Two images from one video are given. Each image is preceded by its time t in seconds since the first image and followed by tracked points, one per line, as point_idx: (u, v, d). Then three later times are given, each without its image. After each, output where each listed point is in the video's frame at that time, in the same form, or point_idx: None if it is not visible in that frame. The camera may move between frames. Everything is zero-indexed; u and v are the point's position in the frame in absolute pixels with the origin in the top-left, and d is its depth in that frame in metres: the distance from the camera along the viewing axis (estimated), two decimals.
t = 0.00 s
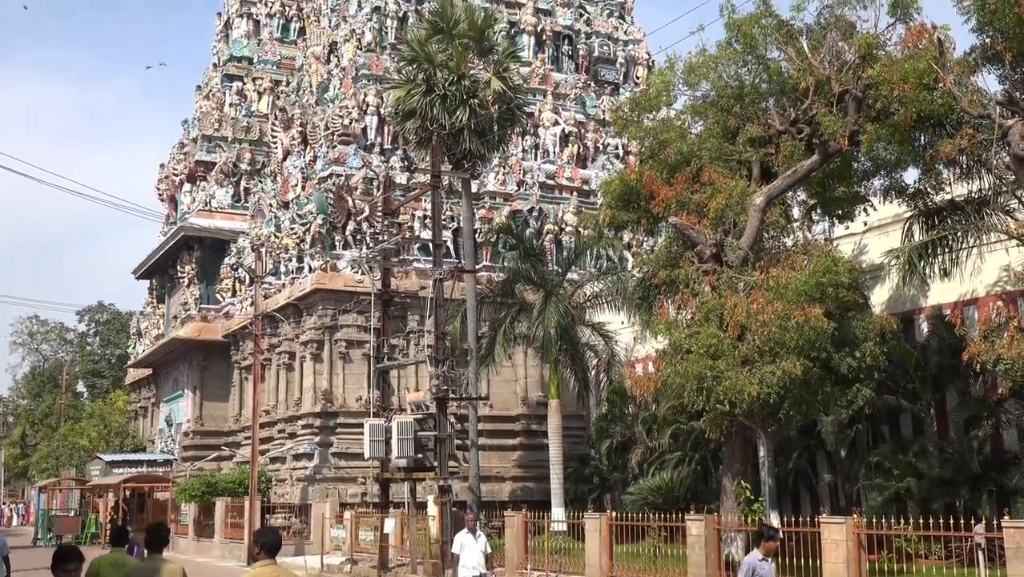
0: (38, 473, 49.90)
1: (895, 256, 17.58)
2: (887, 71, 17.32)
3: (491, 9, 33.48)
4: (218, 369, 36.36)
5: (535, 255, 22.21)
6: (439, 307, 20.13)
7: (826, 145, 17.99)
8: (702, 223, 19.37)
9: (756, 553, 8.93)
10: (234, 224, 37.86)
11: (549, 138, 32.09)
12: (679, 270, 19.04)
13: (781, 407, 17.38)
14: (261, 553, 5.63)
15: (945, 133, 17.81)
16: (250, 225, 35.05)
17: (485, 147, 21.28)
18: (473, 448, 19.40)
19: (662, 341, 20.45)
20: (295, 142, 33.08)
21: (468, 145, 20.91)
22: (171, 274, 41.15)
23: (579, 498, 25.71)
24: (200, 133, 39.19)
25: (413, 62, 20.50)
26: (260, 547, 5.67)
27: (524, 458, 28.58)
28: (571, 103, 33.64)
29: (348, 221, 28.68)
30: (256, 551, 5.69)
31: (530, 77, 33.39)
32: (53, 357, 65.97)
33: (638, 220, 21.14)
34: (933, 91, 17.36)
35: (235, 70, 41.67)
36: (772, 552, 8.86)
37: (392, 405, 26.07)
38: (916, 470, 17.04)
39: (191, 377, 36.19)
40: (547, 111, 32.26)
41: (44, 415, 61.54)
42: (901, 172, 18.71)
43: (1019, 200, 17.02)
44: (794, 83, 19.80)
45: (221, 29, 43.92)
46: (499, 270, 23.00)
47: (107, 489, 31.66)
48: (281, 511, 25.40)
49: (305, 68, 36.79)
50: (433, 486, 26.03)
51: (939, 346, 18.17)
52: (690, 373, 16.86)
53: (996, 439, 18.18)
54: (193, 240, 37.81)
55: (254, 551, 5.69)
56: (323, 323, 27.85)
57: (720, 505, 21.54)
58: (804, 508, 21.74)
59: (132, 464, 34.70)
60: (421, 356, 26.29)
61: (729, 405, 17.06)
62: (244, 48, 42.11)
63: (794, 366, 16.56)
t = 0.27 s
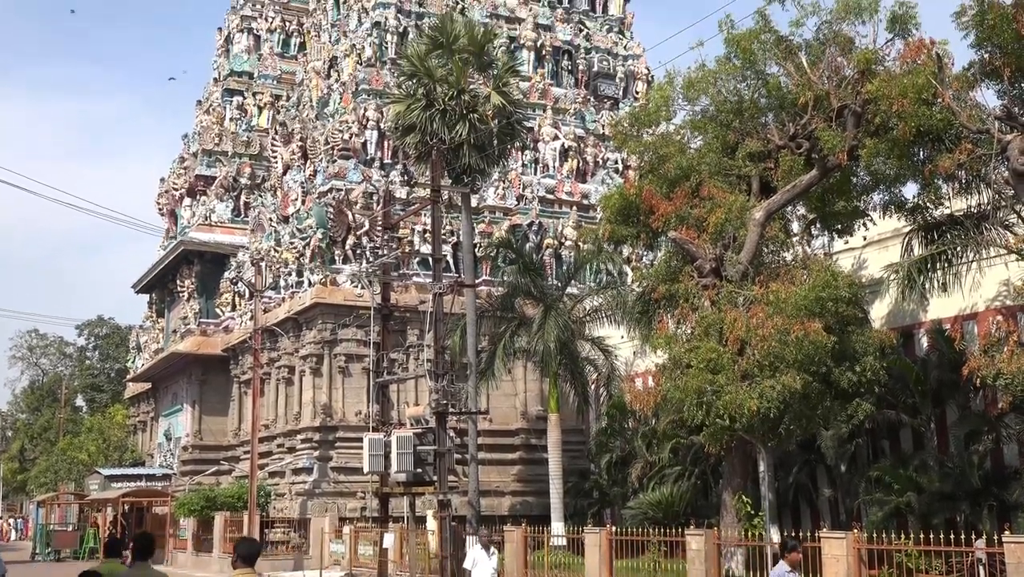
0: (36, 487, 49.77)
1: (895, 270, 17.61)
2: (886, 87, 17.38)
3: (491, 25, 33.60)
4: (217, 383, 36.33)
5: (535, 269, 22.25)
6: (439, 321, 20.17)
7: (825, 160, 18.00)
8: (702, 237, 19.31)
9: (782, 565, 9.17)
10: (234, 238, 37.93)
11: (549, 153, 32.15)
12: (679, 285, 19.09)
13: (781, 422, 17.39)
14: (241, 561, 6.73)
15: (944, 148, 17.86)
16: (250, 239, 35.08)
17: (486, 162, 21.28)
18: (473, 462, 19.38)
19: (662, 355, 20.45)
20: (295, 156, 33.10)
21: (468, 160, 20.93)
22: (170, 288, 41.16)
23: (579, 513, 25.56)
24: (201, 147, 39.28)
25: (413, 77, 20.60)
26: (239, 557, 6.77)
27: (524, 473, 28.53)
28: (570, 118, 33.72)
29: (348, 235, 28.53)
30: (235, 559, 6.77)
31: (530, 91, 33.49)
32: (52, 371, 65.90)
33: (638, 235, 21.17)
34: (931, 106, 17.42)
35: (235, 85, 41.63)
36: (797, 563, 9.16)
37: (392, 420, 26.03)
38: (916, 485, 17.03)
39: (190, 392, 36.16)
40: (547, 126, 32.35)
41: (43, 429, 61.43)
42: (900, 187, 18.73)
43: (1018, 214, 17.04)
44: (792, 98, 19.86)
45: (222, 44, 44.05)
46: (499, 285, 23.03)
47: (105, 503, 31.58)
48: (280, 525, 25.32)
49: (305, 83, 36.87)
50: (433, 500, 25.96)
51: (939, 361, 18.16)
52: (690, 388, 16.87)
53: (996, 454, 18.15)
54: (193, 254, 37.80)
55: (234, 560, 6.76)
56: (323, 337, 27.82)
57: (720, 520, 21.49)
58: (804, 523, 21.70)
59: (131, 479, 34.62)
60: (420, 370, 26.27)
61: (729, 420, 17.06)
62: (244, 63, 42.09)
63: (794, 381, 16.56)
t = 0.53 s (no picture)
0: (33, 503, 49.60)
1: (894, 285, 17.63)
2: (884, 103, 17.45)
3: (491, 41, 33.73)
4: (216, 399, 36.28)
5: (534, 284, 22.29)
6: (439, 336, 20.24)
7: (824, 175, 18.07)
8: (701, 253, 19.41)
9: None
10: (233, 253, 37.97)
11: (548, 168, 32.20)
12: (678, 300, 19.10)
13: (781, 437, 17.38)
14: None
15: (942, 163, 17.90)
16: (250, 254, 35.09)
17: (485, 177, 21.29)
18: (472, 477, 19.32)
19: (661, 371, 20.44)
20: (295, 171, 33.12)
21: (468, 175, 20.94)
22: (170, 303, 41.15)
23: (579, 528, 25.32)
24: (201, 163, 39.33)
25: (413, 93, 20.69)
26: None
27: (524, 488, 28.46)
28: (570, 133, 33.81)
29: (348, 250, 28.61)
30: None
31: (530, 107, 33.58)
32: (51, 387, 65.81)
33: (637, 250, 21.19)
34: (930, 122, 17.48)
35: (235, 101, 41.81)
36: None
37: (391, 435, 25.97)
38: (916, 501, 16.99)
39: (189, 407, 36.12)
40: (547, 141, 32.44)
41: (41, 445, 61.27)
42: (899, 203, 18.75)
43: (1017, 230, 17.06)
44: (791, 114, 19.94)
45: (222, 60, 44.17)
46: (499, 300, 23.03)
47: (103, 519, 31.44)
48: (278, 541, 25.20)
49: (305, 98, 36.95)
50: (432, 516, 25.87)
51: (939, 376, 18.14)
52: (690, 404, 16.86)
53: (997, 470, 18.11)
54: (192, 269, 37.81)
55: None
56: (322, 352, 27.77)
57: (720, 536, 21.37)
58: (804, 539, 21.64)
59: (129, 494, 34.51)
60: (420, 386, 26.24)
61: (729, 435, 17.05)
62: (244, 79, 42.24)
63: (795, 396, 16.55)
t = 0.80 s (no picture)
0: (31, 519, 49.41)
1: (892, 302, 17.65)
2: (883, 119, 17.55)
3: (490, 57, 33.84)
4: (214, 414, 36.19)
5: (533, 300, 22.31)
6: (439, 351, 20.27)
7: (823, 192, 18.13)
8: (699, 269, 19.47)
9: None
10: (232, 268, 37.99)
11: (547, 184, 32.27)
12: (677, 317, 19.13)
13: (780, 453, 17.37)
14: None
15: (940, 180, 17.93)
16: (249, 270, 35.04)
17: (484, 194, 21.31)
18: (471, 494, 19.28)
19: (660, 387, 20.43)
20: (294, 187, 33.13)
21: (467, 192, 20.94)
22: (169, 319, 41.13)
23: (578, 545, 25.37)
24: (201, 179, 39.31)
25: (412, 109, 20.74)
26: None
27: (522, 504, 28.39)
28: (569, 150, 33.89)
29: (346, 266, 28.73)
30: None
31: (529, 123, 33.67)
32: (49, 403, 65.73)
33: (636, 266, 21.22)
34: (928, 138, 17.51)
35: (235, 117, 41.60)
36: None
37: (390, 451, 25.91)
38: (917, 517, 16.94)
39: (187, 423, 36.03)
40: (546, 158, 32.52)
41: (39, 461, 61.07)
42: (897, 220, 18.78)
43: (1016, 246, 17.06)
44: (790, 130, 19.98)
45: (222, 76, 44.27)
46: (497, 315, 23.01)
47: (101, 536, 31.33)
48: (277, 557, 25.11)
49: (305, 115, 37.03)
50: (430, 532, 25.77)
51: (938, 392, 18.11)
52: (689, 421, 16.88)
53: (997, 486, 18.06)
54: (191, 285, 37.79)
55: None
56: (321, 368, 27.69)
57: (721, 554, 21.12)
58: (805, 556, 21.56)
59: (127, 511, 34.41)
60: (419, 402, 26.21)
61: (728, 451, 17.05)
62: (244, 95, 42.13)
63: (794, 412, 16.53)
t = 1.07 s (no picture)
0: (28, 536, 49.23)
1: (891, 318, 17.65)
2: (881, 135, 17.64)
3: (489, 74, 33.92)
4: (213, 430, 36.08)
5: (532, 316, 22.31)
6: (438, 367, 20.19)
7: (821, 208, 18.20)
8: (698, 285, 19.48)
9: None
10: (231, 283, 38.00)
11: (546, 200, 32.33)
12: (676, 332, 19.14)
13: (780, 470, 17.34)
14: None
15: (938, 196, 17.97)
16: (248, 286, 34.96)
17: (483, 210, 21.34)
18: (469, 510, 19.21)
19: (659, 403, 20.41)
20: (293, 203, 33.15)
21: (466, 208, 20.98)
22: (167, 334, 41.13)
23: (577, 562, 25.31)
24: (200, 195, 39.37)
25: (411, 125, 20.80)
26: None
27: (521, 521, 28.34)
28: (568, 166, 33.95)
29: (345, 281, 28.70)
30: None
31: (528, 139, 33.75)
32: (47, 419, 65.62)
33: (635, 282, 21.23)
34: (926, 155, 17.56)
35: (235, 133, 41.68)
36: None
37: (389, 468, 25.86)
38: (917, 534, 16.86)
39: (185, 439, 35.94)
40: (545, 174, 32.59)
41: (36, 477, 60.91)
42: (895, 236, 18.80)
43: (1014, 262, 17.08)
44: (788, 147, 20.02)
45: (221, 92, 44.37)
46: (496, 331, 22.99)
47: (98, 552, 31.23)
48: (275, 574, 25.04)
49: (304, 131, 37.10)
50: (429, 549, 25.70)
51: (938, 408, 18.06)
52: (688, 437, 16.87)
53: (997, 503, 17.99)
54: (190, 301, 37.78)
55: None
56: (319, 384, 27.63)
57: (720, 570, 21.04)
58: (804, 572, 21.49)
59: (124, 527, 34.31)
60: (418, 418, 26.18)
61: (728, 468, 17.02)
62: (243, 111, 42.10)
63: (793, 429, 16.50)
